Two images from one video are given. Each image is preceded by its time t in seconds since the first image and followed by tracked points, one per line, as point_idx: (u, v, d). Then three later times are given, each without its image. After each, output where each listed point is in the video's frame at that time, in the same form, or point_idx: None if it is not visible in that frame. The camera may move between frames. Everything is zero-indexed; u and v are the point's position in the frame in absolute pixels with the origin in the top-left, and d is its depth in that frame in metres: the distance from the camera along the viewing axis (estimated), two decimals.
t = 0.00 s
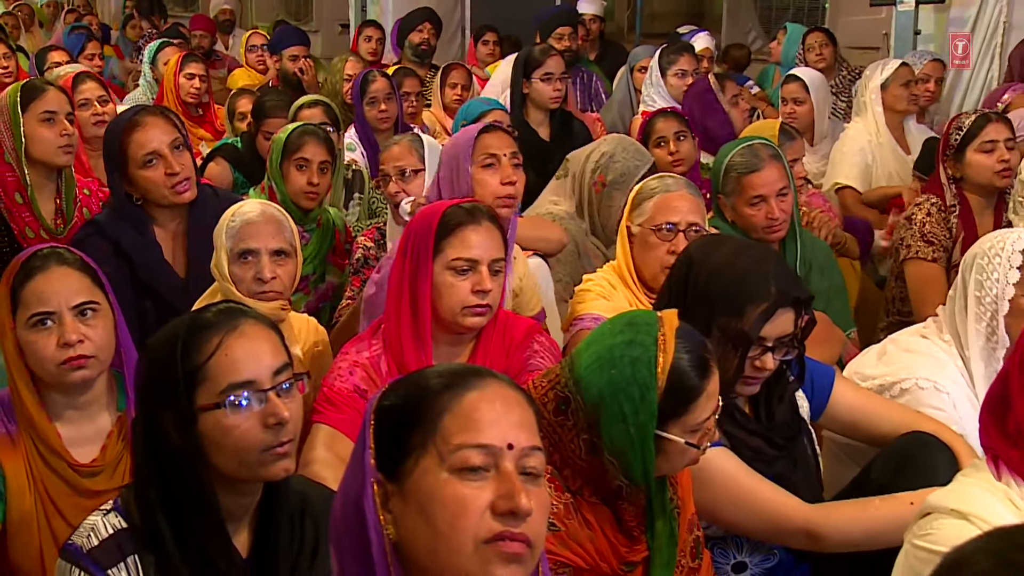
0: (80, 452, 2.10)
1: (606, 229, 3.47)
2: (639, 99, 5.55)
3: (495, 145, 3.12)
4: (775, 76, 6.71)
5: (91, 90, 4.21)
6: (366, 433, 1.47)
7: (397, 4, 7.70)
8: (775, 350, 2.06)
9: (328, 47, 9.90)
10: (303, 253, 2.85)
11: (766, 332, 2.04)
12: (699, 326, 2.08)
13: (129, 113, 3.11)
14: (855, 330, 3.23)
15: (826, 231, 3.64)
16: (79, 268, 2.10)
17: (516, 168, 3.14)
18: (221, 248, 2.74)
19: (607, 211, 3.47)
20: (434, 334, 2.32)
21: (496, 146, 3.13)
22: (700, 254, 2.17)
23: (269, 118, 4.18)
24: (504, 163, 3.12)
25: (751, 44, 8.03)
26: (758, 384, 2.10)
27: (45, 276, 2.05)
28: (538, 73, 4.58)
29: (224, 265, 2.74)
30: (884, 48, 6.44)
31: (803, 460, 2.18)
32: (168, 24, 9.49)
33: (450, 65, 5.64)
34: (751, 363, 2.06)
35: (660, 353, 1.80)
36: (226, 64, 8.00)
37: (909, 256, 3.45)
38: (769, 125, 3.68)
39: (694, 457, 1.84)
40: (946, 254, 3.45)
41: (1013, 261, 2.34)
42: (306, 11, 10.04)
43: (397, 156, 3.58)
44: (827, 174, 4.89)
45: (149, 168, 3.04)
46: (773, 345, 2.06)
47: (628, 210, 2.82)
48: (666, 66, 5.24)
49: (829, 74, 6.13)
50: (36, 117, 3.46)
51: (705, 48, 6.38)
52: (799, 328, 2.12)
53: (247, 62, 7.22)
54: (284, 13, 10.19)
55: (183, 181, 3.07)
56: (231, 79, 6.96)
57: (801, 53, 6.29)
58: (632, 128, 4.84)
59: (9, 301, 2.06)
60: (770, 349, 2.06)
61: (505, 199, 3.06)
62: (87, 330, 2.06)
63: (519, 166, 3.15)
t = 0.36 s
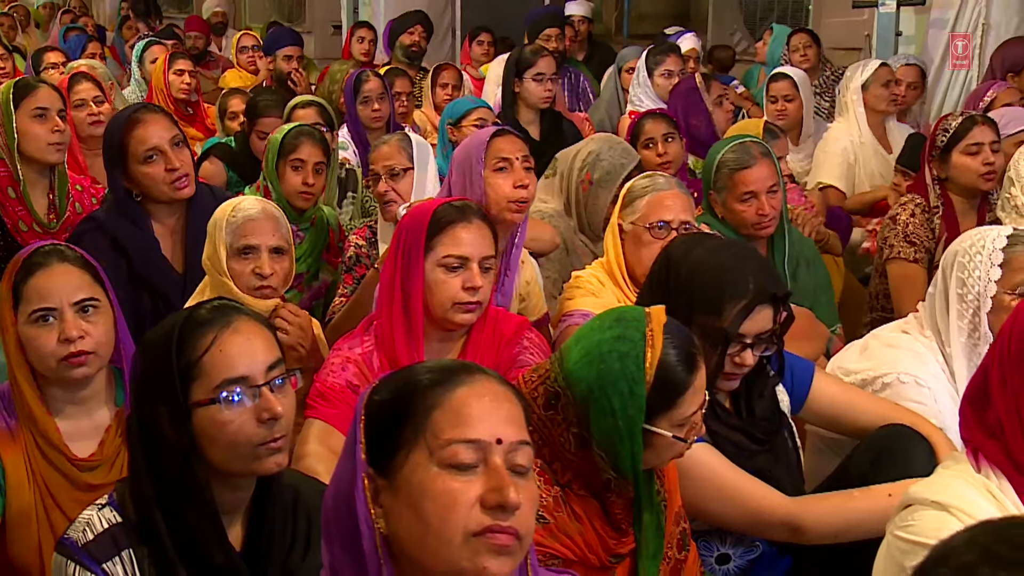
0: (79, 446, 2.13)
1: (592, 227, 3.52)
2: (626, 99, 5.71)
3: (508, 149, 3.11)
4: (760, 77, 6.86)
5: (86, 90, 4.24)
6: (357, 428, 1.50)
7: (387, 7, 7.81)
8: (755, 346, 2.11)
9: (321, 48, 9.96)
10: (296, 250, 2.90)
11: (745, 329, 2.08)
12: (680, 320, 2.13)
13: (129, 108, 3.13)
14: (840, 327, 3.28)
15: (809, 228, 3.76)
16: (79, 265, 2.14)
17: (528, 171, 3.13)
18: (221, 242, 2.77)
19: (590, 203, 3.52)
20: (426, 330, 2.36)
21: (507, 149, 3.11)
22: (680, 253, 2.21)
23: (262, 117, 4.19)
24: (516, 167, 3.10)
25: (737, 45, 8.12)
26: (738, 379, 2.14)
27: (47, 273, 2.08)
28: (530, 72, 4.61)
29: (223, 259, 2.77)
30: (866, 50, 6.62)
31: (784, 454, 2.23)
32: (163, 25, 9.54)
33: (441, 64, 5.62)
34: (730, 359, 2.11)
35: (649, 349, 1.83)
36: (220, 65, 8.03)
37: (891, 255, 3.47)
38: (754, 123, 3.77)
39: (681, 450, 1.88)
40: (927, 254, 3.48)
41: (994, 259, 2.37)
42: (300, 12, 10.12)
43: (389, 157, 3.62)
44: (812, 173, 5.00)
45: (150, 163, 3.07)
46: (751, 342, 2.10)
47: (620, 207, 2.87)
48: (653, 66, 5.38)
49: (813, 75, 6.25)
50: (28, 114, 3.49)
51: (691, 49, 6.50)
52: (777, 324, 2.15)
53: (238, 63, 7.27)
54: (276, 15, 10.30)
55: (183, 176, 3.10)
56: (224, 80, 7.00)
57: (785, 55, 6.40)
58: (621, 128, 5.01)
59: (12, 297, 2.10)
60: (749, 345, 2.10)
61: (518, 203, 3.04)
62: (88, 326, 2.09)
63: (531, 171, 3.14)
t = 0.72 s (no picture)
0: (75, 444, 2.17)
1: (586, 226, 3.58)
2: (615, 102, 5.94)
3: (483, 146, 3.18)
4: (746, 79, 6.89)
5: (84, 94, 4.27)
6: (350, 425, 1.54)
7: (380, 10, 8.30)
8: (740, 344, 2.15)
9: (315, 51, 10.07)
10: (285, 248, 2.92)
11: (730, 328, 2.12)
12: (666, 318, 2.17)
13: (130, 109, 3.18)
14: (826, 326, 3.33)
15: (794, 226, 3.86)
16: (74, 266, 2.18)
17: (503, 168, 3.20)
18: (211, 241, 2.81)
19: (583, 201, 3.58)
20: (418, 329, 2.39)
21: (483, 147, 3.18)
22: (666, 254, 2.26)
23: (257, 120, 4.30)
24: (492, 165, 3.18)
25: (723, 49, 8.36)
26: (724, 377, 2.19)
27: (41, 274, 2.12)
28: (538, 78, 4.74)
29: (214, 258, 2.81)
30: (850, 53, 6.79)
31: (769, 450, 2.27)
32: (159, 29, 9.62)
33: (433, 67, 5.81)
34: (716, 358, 2.14)
35: (636, 347, 1.87)
36: (215, 68, 8.12)
37: (879, 255, 3.51)
38: (738, 126, 3.82)
39: (669, 447, 1.91)
40: (914, 254, 3.53)
41: (976, 260, 2.40)
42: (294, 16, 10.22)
43: (383, 160, 3.65)
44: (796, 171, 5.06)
45: (150, 163, 3.11)
46: (736, 340, 2.14)
47: (609, 208, 2.90)
48: (641, 69, 5.59)
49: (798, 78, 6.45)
50: (26, 117, 3.52)
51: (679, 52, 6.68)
52: (762, 322, 2.20)
53: (236, 67, 7.33)
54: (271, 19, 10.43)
55: (182, 175, 3.14)
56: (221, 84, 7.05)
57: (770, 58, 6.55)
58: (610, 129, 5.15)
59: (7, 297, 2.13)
60: (734, 344, 2.14)
61: (492, 199, 3.11)
62: (82, 326, 2.13)
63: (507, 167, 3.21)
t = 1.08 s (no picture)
0: (74, 442, 2.20)
1: (569, 215, 3.70)
2: (606, 106, 6.03)
3: (442, 144, 3.32)
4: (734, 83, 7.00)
5: (84, 97, 4.42)
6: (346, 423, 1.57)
7: (375, 15, 8.33)
8: (733, 342, 2.19)
9: (314, 56, 10.12)
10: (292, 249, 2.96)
11: (724, 326, 2.16)
12: (661, 317, 2.21)
13: (126, 115, 3.24)
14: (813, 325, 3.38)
15: (783, 227, 3.91)
16: (71, 267, 2.20)
17: (462, 163, 3.37)
18: (215, 242, 2.86)
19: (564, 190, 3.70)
20: (414, 328, 2.43)
21: (440, 144, 3.33)
22: (661, 253, 2.31)
23: (255, 123, 4.34)
24: (451, 161, 3.34)
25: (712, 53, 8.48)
26: (717, 374, 2.23)
27: (39, 276, 2.15)
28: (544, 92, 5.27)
29: (217, 258, 2.85)
30: (837, 56, 6.81)
31: (760, 446, 2.32)
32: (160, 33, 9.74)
33: (428, 71, 5.89)
34: (710, 355, 2.19)
35: (628, 345, 1.90)
36: (213, 72, 8.18)
37: (867, 255, 3.56)
38: (729, 127, 3.92)
39: (660, 443, 1.95)
40: (900, 253, 3.59)
41: (955, 258, 2.46)
42: (292, 22, 10.30)
43: (377, 163, 3.69)
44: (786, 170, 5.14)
45: (145, 168, 3.16)
46: (730, 338, 2.18)
47: (602, 209, 2.95)
48: (632, 73, 5.68)
49: (786, 81, 6.55)
50: (30, 122, 3.65)
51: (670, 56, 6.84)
52: (755, 320, 2.24)
53: (236, 71, 7.39)
54: (269, 24, 10.54)
55: (178, 180, 3.20)
56: (221, 88, 7.16)
57: (761, 61, 6.68)
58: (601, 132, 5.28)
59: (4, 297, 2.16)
60: (728, 341, 2.18)
61: (451, 195, 3.31)
62: (80, 326, 2.16)
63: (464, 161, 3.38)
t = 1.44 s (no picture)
0: (79, 437, 2.24)
1: (549, 203, 3.95)
2: (599, 108, 6.05)
3: (410, 139, 3.41)
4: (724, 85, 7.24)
5: (86, 99, 4.48)
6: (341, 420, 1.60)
7: (373, 18, 8.43)
8: (726, 339, 2.23)
9: (313, 58, 10.16)
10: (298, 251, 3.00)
11: (718, 323, 2.20)
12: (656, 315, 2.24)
13: (123, 119, 3.27)
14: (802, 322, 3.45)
15: (773, 227, 3.97)
16: (79, 265, 2.24)
17: (430, 157, 3.44)
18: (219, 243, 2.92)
19: (540, 181, 3.96)
20: (410, 326, 2.47)
21: (408, 139, 3.41)
22: (656, 252, 2.35)
23: (254, 125, 4.37)
24: (419, 156, 3.41)
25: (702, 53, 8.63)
26: (710, 370, 2.27)
27: (48, 273, 2.19)
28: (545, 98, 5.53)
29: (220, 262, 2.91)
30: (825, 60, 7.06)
31: (752, 441, 2.36)
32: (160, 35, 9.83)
33: (425, 73, 5.93)
34: (703, 351, 2.23)
35: (621, 343, 1.93)
36: (212, 73, 8.26)
37: (854, 255, 3.61)
38: (721, 129, 3.98)
39: (652, 439, 1.98)
40: (886, 253, 3.64)
41: (943, 258, 2.50)
42: (289, 25, 10.37)
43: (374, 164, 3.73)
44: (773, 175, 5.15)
45: (142, 172, 3.20)
46: (723, 335, 2.22)
47: (596, 209, 2.98)
48: (625, 75, 5.75)
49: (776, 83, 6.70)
50: (30, 123, 3.69)
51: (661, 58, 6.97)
52: (747, 318, 2.28)
53: (239, 75, 7.47)
54: (267, 26, 10.62)
55: (175, 183, 3.23)
56: (222, 91, 7.25)
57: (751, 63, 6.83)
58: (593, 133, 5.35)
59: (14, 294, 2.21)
60: (721, 338, 2.22)
61: (422, 189, 3.39)
62: (87, 323, 2.20)
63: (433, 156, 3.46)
